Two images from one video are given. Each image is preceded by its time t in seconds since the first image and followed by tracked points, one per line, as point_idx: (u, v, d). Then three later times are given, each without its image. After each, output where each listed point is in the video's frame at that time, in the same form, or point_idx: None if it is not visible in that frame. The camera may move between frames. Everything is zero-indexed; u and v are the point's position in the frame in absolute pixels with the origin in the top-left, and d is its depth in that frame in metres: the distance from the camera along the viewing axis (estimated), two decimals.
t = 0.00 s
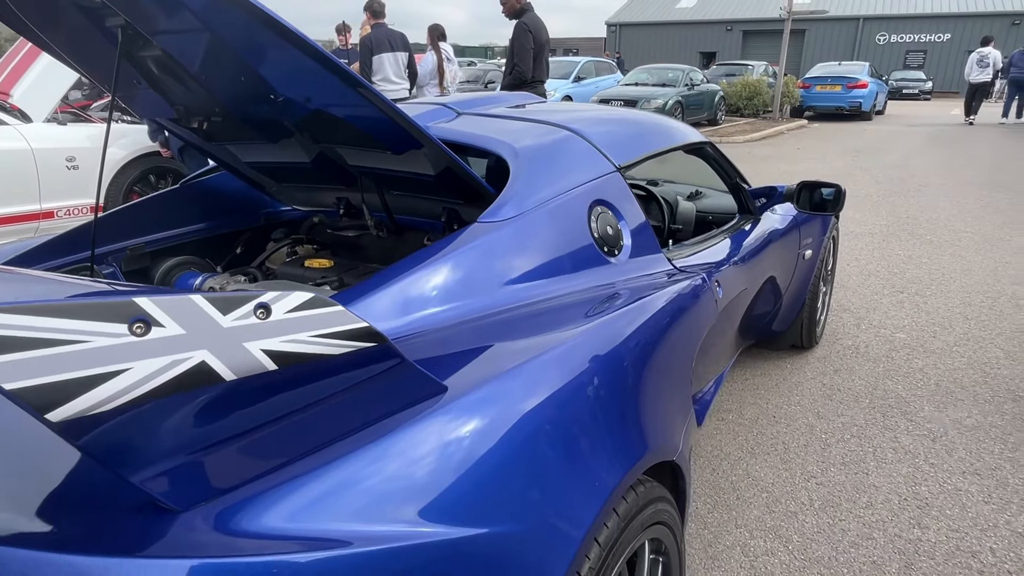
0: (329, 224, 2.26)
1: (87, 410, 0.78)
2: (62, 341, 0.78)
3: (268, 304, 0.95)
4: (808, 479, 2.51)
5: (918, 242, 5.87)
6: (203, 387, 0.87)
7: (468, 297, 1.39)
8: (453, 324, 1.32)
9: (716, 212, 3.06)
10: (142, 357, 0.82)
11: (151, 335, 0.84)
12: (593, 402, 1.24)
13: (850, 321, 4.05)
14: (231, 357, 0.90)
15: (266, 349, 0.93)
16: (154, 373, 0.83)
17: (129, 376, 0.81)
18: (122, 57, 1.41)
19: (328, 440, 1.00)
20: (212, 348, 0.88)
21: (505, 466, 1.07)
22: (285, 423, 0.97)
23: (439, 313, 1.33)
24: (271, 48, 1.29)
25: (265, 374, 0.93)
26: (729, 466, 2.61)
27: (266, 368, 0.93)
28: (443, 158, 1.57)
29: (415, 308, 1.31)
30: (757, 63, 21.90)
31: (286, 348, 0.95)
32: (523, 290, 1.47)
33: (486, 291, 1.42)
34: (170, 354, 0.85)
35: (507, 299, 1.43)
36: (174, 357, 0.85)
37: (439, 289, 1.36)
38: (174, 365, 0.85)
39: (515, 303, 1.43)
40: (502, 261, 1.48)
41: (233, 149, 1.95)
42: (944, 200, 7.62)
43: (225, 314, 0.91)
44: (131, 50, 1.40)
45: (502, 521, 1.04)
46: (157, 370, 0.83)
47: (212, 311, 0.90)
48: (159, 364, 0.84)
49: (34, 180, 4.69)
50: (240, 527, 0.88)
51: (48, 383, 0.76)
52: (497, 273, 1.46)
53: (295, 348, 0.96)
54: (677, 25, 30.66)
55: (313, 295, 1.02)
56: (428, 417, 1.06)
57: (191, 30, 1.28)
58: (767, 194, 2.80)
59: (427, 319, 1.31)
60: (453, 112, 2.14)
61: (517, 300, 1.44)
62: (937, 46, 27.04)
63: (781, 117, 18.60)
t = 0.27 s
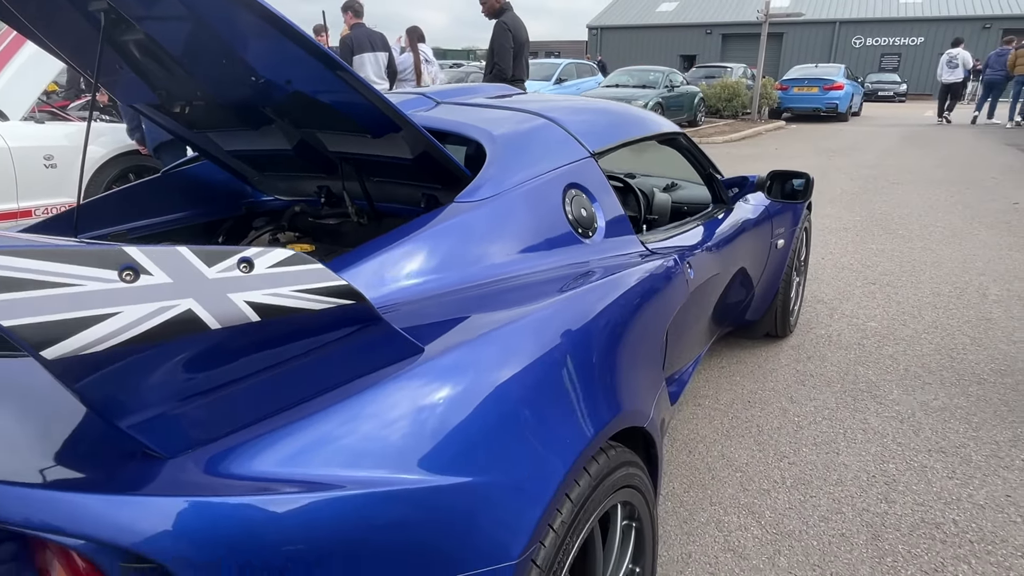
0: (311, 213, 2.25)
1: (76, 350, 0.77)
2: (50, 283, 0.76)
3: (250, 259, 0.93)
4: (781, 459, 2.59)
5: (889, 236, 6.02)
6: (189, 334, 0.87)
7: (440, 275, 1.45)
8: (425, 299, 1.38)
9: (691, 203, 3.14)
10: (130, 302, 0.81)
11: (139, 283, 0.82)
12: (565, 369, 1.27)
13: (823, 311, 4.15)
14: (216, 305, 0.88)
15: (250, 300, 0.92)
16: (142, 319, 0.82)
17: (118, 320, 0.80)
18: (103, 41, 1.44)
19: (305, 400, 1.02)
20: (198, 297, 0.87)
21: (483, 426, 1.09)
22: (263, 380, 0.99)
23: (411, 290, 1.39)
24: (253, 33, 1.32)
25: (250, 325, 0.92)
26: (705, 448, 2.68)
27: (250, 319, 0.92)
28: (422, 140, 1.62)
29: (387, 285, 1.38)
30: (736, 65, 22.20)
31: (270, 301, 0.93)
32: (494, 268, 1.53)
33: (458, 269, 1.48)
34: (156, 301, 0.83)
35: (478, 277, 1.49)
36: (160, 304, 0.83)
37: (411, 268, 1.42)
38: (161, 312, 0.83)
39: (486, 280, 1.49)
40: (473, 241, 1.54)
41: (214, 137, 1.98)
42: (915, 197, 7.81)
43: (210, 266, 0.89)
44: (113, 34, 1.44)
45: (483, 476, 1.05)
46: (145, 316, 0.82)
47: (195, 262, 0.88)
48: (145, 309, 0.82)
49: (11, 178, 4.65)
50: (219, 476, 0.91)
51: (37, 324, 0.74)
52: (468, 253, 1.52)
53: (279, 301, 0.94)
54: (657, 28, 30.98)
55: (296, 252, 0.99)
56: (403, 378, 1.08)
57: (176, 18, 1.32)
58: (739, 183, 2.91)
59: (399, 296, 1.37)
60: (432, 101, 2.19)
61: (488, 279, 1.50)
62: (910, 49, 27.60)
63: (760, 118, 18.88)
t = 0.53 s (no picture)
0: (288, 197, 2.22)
1: (48, 283, 0.78)
2: (25, 215, 0.77)
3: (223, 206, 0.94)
4: (751, 434, 2.66)
5: (860, 226, 6.16)
6: (159, 274, 0.88)
7: (409, 246, 1.49)
8: (395, 266, 1.41)
9: (663, 187, 3.21)
10: (103, 239, 0.82)
11: (112, 221, 0.83)
12: (531, 328, 1.31)
13: (795, 297, 4.25)
14: (188, 247, 0.90)
15: (221, 245, 0.93)
16: (114, 256, 0.83)
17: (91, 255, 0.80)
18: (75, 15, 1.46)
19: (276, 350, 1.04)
20: (170, 238, 0.88)
21: (452, 380, 1.12)
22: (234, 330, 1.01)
23: (380, 258, 1.43)
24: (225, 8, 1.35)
25: (219, 268, 0.94)
26: (678, 425, 2.75)
27: (220, 262, 0.93)
28: (395, 116, 1.66)
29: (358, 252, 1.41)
30: (713, 65, 22.47)
31: (241, 246, 0.95)
32: (463, 240, 1.57)
33: (426, 241, 1.52)
34: (128, 239, 0.84)
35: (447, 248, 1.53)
36: (132, 243, 0.84)
37: (380, 238, 1.46)
38: (132, 250, 0.84)
39: (454, 250, 1.53)
40: (441, 216, 1.58)
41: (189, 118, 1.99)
42: (886, 190, 7.98)
43: (182, 209, 0.91)
44: (84, 8, 1.46)
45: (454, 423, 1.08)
46: (117, 253, 0.83)
47: (168, 203, 0.89)
48: (119, 246, 0.83)
49: None
50: (196, 414, 0.92)
51: (11, 254, 0.75)
52: (436, 227, 1.56)
53: (249, 247, 0.96)
54: (635, 28, 31.23)
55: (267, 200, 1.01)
56: (372, 331, 1.10)
57: None
58: (709, 168, 2.98)
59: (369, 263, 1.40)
60: (405, 83, 2.21)
61: (457, 249, 1.54)
62: (882, 49, 28.12)
63: (736, 116, 19.13)
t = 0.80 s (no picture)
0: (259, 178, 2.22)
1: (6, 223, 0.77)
2: None
3: (181, 155, 0.94)
4: (721, 411, 2.72)
5: (831, 216, 6.29)
6: (120, 220, 0.86)
7: (376, 216, 1.50)
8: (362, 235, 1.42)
9: (635, 173, 3.25)
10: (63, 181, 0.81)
11: (71, 164, 0.82)
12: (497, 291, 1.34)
13: (767, 283, 4.34)
14: (149, 194, 0.89)
15: (182, 194, 0.92)
16: (74, 199, 0.82)
17: (50, 197, 0.79)
18: None
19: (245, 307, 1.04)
20: (130, 184, 0.87)
21: (418, 335, 1.13)
22: (201, 284, 1.00)
23: (347, 227, 1.44)
24: None
25: (181, 217, 0.93)
26: (650, 404, 2.80)
27: (181, 211, 0.92)
28: (365, 91, 1.70)
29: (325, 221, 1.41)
30: (690, 62, 22.69)
31: (202, 196, 0.94)
32: (429, 213, 1.60)
33: (393, 213, 1.54)
34: (87, 182, 0.83)
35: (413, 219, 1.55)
36: (91, 187, 0.83)
37: (347, 210, 1.48)
38: (92, 194, 0.83)
39: (421, 221, 1.55)
40: (407, 189, 1.61)
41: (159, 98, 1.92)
42: (857, 181, 8.15)
43: (142, 157, 0.90)
44: None
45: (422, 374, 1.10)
46: (77, 196, 0.82)
47: (127, 151, 0.89)
48: (77, 190, 0.82)
49: None
50: (164, 362, 0.92)
51: None
52: (403, 199, 1.58)
53: (209, 197, 0.95)
54: (614, 26, 31.41)
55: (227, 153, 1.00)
56: (338, 287, 1.11)
57: None
58: (678, 151, 3.08)
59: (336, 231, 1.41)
60: (376, 64, 2.21)
61: (424, 219, 1.56)
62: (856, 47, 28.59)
63: (713, 112, 19.35)
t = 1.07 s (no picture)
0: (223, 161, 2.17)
1: None
2: None
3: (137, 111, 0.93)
4: (695, 391, 2.77)
5: (807, 206, 6.38)
6: (74, 171, 0.86)
7: (344, 190, 1.51)
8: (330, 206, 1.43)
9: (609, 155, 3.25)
10: (13, 129, 0.81)
11: (22, 113, 0.82)
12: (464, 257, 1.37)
13: (742, 270, 4.40)
14: (102, 146, 0.89)
15: (136, 147, 0.92)
16: (25, 147, 0.82)
17: None
18: None
19: (209, 268, 1.04)
20: (83, 135, 0.87)
21: (384, 297, 1.14)
22: (159, 243, 1.00)
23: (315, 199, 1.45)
24: None
25: (137, 172, 0.93)
26: (625, 386, 2.84)
27: (136, 165, 0.92)
28: (333, 68, 1.73)
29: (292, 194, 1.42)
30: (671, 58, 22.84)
31: (156, 150, 0.94)
32: (398, 187, 1.61)
33: (362, 187, 1.55)
34: (39, 131, 0.83)
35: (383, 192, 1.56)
36: (43, 136, 0.83)
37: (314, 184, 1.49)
38: (43, 144, 0.83)
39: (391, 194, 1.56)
40: (376, 165, 1.62)
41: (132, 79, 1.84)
42: (834, 173, 8.27)
43: (95, 109, 0.90)
44: None
45: (388, 334, 1.11)
46: (28, 144, 0.82)
47: (79, 103, 0.89)
48: (28, 138, 0.82)
49: None
50: (126, 317, 0.93)
51: None
52: (371, 174, 1.60)
53: (164, 152, 0.95)
54: (595, 23, 31.51)
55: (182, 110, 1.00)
56: (302, 251, 1.12)
57: None
58: (651, 137, 3.12)
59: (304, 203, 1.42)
60: (346, 45, 2.20)
61: (394, 193, 1.57)
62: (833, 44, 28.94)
63: (693, 108, 19.50)
